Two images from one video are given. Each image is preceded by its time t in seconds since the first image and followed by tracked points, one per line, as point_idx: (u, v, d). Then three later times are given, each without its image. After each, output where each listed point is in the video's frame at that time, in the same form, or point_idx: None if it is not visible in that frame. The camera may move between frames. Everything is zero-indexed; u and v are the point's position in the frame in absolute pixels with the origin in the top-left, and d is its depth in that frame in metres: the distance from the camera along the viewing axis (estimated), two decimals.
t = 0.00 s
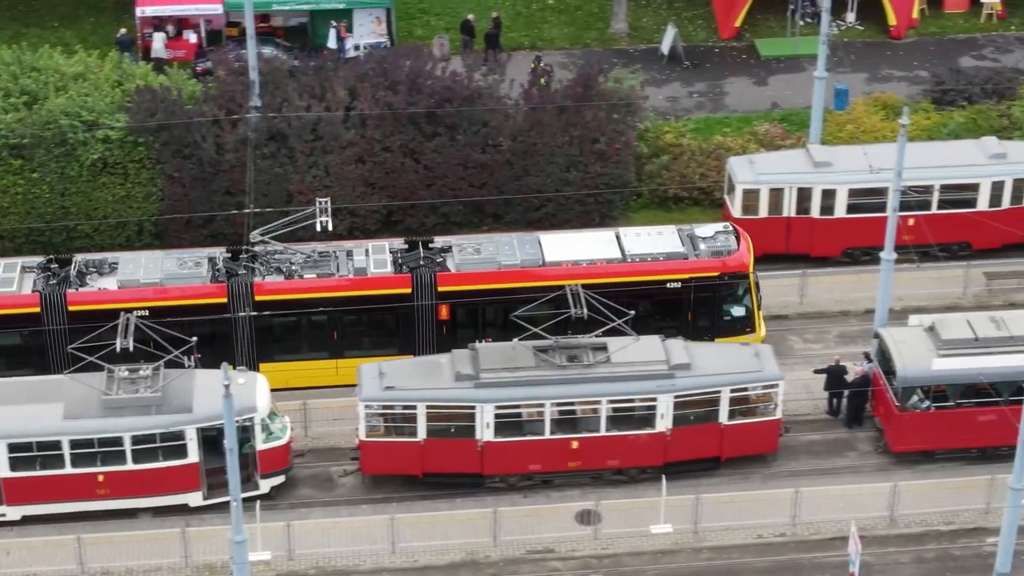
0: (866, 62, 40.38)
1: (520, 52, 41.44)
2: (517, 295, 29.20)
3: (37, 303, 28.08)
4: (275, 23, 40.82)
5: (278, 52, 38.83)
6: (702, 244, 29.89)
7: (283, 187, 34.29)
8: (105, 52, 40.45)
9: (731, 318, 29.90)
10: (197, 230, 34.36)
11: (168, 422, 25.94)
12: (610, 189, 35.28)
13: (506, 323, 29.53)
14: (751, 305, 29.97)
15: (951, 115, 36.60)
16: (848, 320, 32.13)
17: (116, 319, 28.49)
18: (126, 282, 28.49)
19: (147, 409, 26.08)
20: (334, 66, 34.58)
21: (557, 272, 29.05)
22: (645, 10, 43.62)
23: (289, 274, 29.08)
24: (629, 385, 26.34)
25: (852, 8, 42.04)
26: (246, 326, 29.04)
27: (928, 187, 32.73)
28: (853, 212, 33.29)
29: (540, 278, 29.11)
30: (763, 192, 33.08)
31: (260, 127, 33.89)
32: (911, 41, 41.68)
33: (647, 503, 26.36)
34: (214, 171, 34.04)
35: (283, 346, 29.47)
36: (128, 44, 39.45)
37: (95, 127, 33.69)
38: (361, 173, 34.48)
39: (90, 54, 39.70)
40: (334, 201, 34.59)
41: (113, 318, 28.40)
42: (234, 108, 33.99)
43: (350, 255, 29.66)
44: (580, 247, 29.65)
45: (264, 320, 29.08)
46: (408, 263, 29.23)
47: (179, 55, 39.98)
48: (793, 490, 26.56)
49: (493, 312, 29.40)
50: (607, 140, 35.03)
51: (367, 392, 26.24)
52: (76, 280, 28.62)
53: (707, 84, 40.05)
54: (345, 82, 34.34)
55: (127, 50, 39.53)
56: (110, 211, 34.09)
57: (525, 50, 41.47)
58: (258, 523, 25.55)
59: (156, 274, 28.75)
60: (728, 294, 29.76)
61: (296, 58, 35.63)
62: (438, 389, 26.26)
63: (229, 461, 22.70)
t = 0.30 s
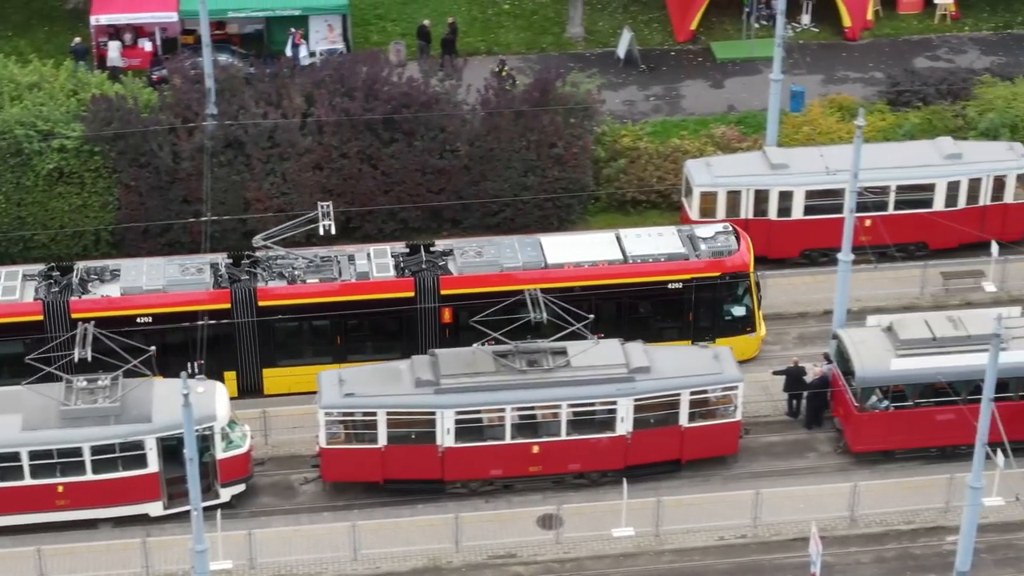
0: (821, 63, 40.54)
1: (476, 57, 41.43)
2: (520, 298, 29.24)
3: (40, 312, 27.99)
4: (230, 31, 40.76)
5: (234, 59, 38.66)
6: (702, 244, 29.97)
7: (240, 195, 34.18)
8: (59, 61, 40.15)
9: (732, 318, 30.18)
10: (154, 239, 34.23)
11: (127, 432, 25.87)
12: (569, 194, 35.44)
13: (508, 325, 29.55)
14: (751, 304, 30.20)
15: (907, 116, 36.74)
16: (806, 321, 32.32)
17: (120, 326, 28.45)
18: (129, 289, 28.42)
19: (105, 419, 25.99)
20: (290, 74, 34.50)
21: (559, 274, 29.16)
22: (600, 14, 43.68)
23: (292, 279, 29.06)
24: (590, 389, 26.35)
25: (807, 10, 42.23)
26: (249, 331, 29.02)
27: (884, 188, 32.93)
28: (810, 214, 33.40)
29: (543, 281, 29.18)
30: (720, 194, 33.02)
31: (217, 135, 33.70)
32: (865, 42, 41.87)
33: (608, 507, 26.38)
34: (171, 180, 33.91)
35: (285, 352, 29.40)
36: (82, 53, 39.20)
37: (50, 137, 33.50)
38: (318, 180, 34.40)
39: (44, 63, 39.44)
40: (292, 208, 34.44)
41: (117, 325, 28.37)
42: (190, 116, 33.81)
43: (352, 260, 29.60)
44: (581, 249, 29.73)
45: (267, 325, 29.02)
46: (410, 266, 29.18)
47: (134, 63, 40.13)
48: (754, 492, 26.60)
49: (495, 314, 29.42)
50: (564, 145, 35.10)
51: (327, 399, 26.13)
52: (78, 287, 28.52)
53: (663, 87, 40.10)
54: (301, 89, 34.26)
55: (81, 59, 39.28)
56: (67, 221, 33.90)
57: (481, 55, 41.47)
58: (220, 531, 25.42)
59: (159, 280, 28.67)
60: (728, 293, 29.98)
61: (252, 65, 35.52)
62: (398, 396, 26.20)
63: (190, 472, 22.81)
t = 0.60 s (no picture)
0: (778, 66, 40.68)
1: (433, 63, 41.40)
2: (523, 300, 29.40)
3: (44, 319, 27.91)
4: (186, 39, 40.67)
5: (189, 67, 38.47)
6: (702, 245, 30.29)
7: (198, 203, 34.02)
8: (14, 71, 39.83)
9: (731, 317, 30.48)
10: (112, 248, 34.11)
11: (87, 443, 25.81)
12: (527, 199, 35.37)
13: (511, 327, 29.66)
14: (750, 303, 30.50)
15: (863, 118, 36.88)
16: (766, 322, 32.51)
17: (124, 332, 28.43)
18: (133, 296, 28.43)
19: (65, 430, 25.91)
20: (246, 81, 34.50)
21: (562, 276, 29.37)
22: (556, 19, 43.72)
23: (294, 284, 28.99)
24: (551, 393, 26.39)
25: (763, 13, 42.42)
26: (253, 336, 28.98)
27: (842, 189, 33.05)
28: (767, 216, 33.51)
29: (545, 283, 29.37)
30: (678, 196, 33.00)
31: (174, 143, 33.58)
32: (821, 44, 42.04)
33: (571, 511, 26.34)
34: (128, 189, 33.79)
35: (289, 356, 29.33)
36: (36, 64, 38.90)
37: (5, 147, 33.36)
38: (276, 187, 34.25)
39: None
40: (250, 215, 34.29)
41: (121, 331, 28.36)
42: (147, 124, 33.67)
43: (354, 264, 29.65)
44: (582, 251, 29.94)
45: (271, 330, 28.99)
46: (413, 270, 29.25)
47: (89, 73, 39.89)
48: (715, 493, 26.62)
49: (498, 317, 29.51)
50: (522, 150, 35.11)
51: (287, 407, 26.08)
52: (81, 294, 28.48)
53: (620, 90, 40.12)
54: (258, 96, 34.16)
55: (36, 69, 39.02)
56: (23, 230, 33.74)
57: (438, 60, 41.42)
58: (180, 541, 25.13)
59: (163, 287, 28.67)
60: (728, 293, 30.30)
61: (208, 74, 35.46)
62: (358, 403, 26.13)
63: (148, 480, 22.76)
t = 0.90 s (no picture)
0: (733, 68, 40.90)
1: (389, 68, 41.38)
2: (525, 301, 29.46)
3: (46, 326, 27.86)
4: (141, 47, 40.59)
5: (144, 75, 38.33)
6: (701, 244, 30.54)
7: (155, 211, 33.88)
8: None
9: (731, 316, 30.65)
10: (69, 257, 33.80)
11: (47, 454, 25.72)
12: (484, 204, 35.39)
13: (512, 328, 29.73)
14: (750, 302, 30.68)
15: (819, 119, 36.93)
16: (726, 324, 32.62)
17: (126, 338, 28.37)
18: (134, 301, 28.37)
19: (24, 441, 25.81)
20: (202, 89, 34.54)
21: (564, 277, 29.46)
22: (512, 23, 43.77)
23: (296, 288, 28.95)
24: (512, 398, 26.41)
25: (718, 15, 42.67)
26: (255, 341, 28.88)
27: (798, 191, 33.13)
28: (725, 218, 33.54)
29: (548, 283, 29.43)
30: (636, 200, 32.99)
31: (130, 152, 33.51)
32: (776, 46, 42.36)
33: (530, 516, 26.28)
34: (84, 198, 33.62)
35: (290, 361, 29.22)
36: None
37: None
38: (233, 195, 34.10)
39: None
40: (207, 223, 34.15)
41: (123, 336, 28.30)
42: (102, 133, 33.61)
43: (355, 267, 29.64)
44: (582, 252, 30.08)
45: (273, 334, 28.88)
46: (414, 273, 29.28)
47: (45, 81, 39.63)
48: (676, 496, 26.63)
49: (500, 318, 29.57)
50: (479, 155, 35.17)
51: (247, 415, 25.98)
52: (82, 301, 28.43)
53: (577, 94, 40.18)
54: (214, 104, 34.17)
55: None
56: None
57: (394, 66, 41.39)
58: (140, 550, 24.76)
59: (165, 292, 28.63)
60: (727, 291, 30.50)
61: (164, 83, 35.44)
62: (318, 410, 26.09)
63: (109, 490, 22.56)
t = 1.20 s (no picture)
0: (689, 72, 41.03)
1: (345, 75, 41.34)
2: (527, 302, 29.73)
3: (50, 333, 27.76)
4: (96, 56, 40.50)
5: (100, 86, 38.20)
6: (700, 245, 30.91)
7: (112, 221, 33.73)
8: None
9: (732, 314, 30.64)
10: (25, 268, 33.28)
11: (6, 466, 25.59)
12: (442, 210, 35.44)
13: (514, 329, 29.98)
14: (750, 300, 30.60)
15: (775, 122, 37.07)
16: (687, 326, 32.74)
17: (129, 344, 28.32)
18: (138, 307, 28.31)
19: None
20: (159, 98, 34.53)
21: (565, 278, 29.74)
22: (468, 29, 43.76)
23: (299, 292, 28.95)
24: (473, 404, 26.40)
25: (673, 19, 42.83)
26: (258, 345, 28.87)
27: (755, 194, 33.23)
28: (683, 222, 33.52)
29: (550, 284, 29.71)
30: (593, 205, 33.14)
31: (86, 161, 33.34)
32: (731, 49, 42.52)
33: (494, 521, 26.20)
34: (41, 209, 33.25)
35: (294, 364, 29.25)
36: None
37: None
38: (190, 204, 34.07)
39: None
40: (165, 232, 34.07)
41: (128, 342, 28.26)
42: (58, 143, 33.40)
43: (357, 270, 29.56)
44: (583, 253, 30.35)
45: (277, 338, 28.91)
46: (416, 276, 29.42)
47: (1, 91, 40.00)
48: (638, 499, 26.65)
49: (501, 319, 29.83)
50: (437, 160, 35.14)
51: (206, 425, 25.85)
52: (84, 307, 28.36)
53: (533, 99, 40.22)
54: (170, 113, 34.08)
55: None
56: None
57: (350, 73, 41.35)
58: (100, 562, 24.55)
59: (167, 297, 28.57)
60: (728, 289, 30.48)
61: (119, 92, 35.38)
62: (279, 419, 25.99)
63: (68, 501, 22.31)
